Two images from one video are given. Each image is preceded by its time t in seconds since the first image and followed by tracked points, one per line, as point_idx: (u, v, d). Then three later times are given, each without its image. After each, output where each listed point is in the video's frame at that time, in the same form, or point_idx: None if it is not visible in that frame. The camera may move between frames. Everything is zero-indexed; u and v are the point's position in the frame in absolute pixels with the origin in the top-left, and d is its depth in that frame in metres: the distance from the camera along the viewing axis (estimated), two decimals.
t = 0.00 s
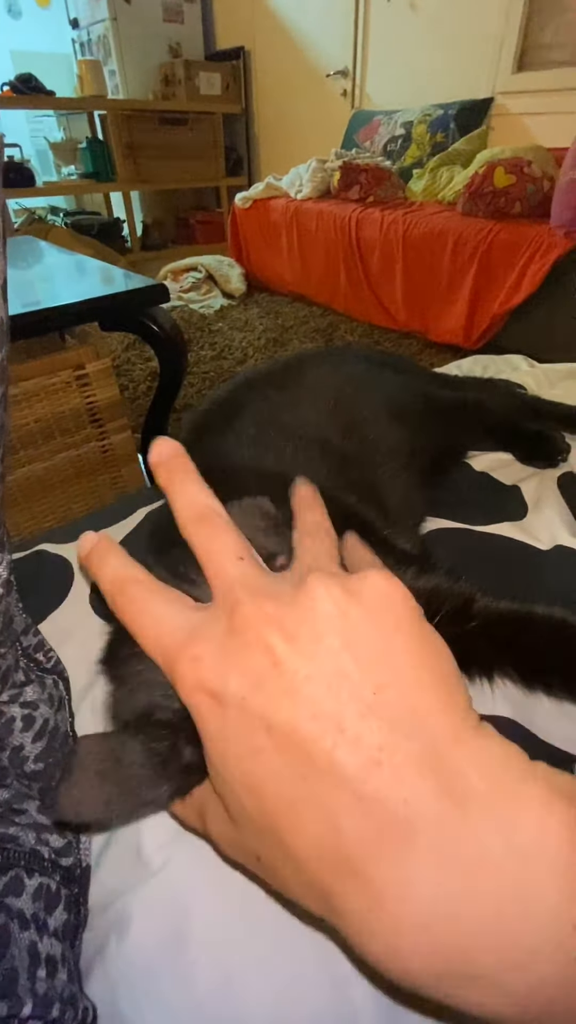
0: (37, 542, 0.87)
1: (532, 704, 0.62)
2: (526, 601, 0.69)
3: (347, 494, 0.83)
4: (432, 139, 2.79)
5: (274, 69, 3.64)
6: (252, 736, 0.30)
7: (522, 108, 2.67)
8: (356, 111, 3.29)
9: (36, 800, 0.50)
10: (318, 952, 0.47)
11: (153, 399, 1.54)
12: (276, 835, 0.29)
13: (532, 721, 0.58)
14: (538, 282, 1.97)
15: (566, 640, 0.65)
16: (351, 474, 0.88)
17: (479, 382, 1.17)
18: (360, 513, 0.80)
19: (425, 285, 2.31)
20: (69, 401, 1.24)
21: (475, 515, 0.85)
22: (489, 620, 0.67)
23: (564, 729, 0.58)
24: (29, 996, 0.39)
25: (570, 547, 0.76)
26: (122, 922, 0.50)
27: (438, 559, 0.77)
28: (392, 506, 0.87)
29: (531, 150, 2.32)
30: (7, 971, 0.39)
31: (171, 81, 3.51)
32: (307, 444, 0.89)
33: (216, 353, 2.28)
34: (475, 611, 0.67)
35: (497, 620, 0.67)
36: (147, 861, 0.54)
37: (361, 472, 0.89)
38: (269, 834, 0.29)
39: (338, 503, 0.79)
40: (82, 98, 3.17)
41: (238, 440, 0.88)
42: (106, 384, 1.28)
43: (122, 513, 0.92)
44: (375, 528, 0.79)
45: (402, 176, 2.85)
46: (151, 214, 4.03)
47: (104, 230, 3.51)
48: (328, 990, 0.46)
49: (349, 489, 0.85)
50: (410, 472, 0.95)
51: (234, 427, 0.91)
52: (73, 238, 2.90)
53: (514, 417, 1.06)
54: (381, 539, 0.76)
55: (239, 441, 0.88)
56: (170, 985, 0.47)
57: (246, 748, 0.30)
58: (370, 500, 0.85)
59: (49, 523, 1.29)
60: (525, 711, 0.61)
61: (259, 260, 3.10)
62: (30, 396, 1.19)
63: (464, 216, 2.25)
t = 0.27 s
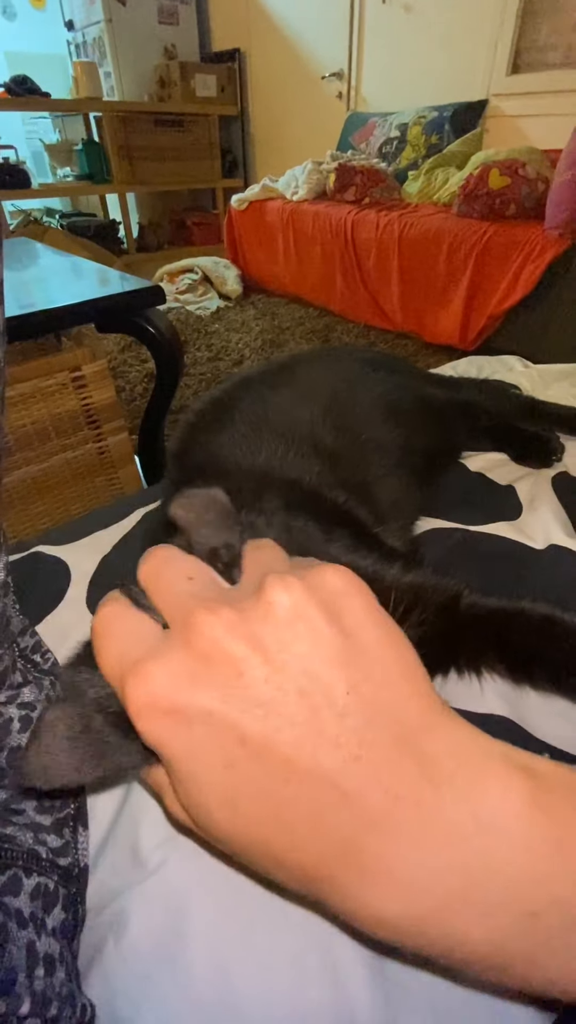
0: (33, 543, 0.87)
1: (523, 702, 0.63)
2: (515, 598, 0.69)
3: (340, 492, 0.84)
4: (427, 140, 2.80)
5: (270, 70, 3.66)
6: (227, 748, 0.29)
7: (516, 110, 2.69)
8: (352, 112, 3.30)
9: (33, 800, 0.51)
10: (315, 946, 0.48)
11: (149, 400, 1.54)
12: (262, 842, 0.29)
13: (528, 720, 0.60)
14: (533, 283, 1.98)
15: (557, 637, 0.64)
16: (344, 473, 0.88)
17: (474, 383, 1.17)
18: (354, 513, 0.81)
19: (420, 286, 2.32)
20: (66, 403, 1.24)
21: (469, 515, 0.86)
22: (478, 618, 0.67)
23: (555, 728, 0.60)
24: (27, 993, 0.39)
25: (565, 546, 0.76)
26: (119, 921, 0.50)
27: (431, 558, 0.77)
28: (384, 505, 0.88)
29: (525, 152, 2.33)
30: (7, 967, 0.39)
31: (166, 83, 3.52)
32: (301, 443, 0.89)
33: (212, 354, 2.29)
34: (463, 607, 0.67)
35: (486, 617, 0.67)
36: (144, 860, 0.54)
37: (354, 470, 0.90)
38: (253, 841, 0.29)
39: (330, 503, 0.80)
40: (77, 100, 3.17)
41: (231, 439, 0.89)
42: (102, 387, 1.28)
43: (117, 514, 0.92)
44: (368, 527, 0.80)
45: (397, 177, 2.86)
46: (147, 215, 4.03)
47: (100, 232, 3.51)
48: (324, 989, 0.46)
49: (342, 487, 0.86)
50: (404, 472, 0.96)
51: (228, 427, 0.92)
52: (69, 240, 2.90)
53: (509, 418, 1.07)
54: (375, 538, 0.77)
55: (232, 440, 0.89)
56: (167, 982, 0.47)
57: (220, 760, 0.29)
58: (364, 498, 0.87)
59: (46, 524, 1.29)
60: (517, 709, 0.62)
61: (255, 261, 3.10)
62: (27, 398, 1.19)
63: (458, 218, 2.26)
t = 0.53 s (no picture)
0: (29, 548, 0.87)
1: (519, 697, 0.62)
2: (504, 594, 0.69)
3: (333, 491, 0.85)
4: (422, 143, 2.81)
5: (265, 74, 3.67)
6: (227, 756, 0.29)
7: (510, 113, 2.71)
8: (347, 115, 3.32)
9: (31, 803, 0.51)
10: (313, 947, 0.48)
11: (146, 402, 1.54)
12: (258, 842, 0.29)
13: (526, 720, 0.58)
14: (528, 285, 1.99)
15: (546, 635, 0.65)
16: (338, 472, 0.89)
17: (469, 384, 1.18)
18: (347, 512, 0.82)
19: (416, 288, 2.33)
20: (62, 406, 1.24)
21: (465, 515, 0.85)
22: (468, 614, 0.67)
23: (557, 728, 0.57)
24: (24, 998, 0.38)
25: (561, 547, 0.76)
26: (117, 924, 0.50)
27: (423, 557, 0.78)
28: (377, 505, 0.88)
29: (519, 155, 2.34)
30: (3, 973, 0.39)
31: (161, 87, 3.52)
32: (295, 443, 0.90)
33: (208, 357, 2.29)
34: (452, 600, 0.68)
35: (474, 613, 0.67)
36: (142, 863, 0.54)
37: (348, 470, 0.90)
38: (247, 844, 0.29)
39: (323, 502, 0.81)
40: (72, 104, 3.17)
41: (223, 440, 0.89)
42: (99, 389, 1.28)
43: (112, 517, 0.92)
44: (360, 527, 0.81)
45: (392, 180, 2.87)
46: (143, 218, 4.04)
47: (96, 234, 3.51)
48: (322, 985, 0.46)
49: (335, 487, 0.86)
50: (398, 472, 0.96)
51: (221, 427, 0.92)
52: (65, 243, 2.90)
53: (504, 419, 1.07)
54: (367, 537, 0.78)
55: (224, 440, 0.89)
56: (165, 986, 0.47)
57: (222, 772, 0.28)
58: (357, 498, 0.87)
59: (42, 527, 1.29)
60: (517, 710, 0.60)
61: (251, 264, 3.11)
62: (22, 401, 1.19)
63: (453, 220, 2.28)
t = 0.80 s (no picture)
0: (22, 551, 0.87)
1: (512, 688, 0.60)
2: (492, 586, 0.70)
3: (325, 491, 0.86)
4: (415, 146, 2.83)
5: (258, 78, 3.68)
6: (249, 720, 0.29)
7: (502, 116, 2.73)
8: (340, 118, 3.33)
9: (25, 806, 0.51)
10: (309, 947, 0.48)
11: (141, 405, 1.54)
12: (276, 807, 0.30)
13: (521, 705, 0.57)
14: (521, 286, 2.00)
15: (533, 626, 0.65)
16: (330, 473, 0.89)
17: (463, 384, 1.18)
18: (339, 514, 0.83)
19: (410, 290, 2.34)
20: (56, 409, 1.24)
21: (460, 514, 0.85)
22: (456, 611, 0.68)
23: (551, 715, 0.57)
24: (19, 1001, 0.39)
25: (555, 546, 0.76)
26: (112, 928, 0.50)
27: (416, 555, 0.78)
28: (370, 503, 0.89)
29: (512, 158, 2.35)
30: None
31: (155, 90, 3.53)
32: (287, 443, 0.90)
33: (204, 359, 2.29)
34: (442, 598, 0.69)
35: (464, 610, 0.68)
36: (137, 865, 0.54)
37: (340, 469, 0.91)
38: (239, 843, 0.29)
39: (314, 504, 0.82)
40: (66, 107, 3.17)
41: (215, 442, 0.90)
42: (93, 392, 1.28)
43: (106, 520, 0.93)
44: (352, 527, 0.82)
45: (386, 183, 2.89)
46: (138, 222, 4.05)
47: (90, 238, 3.51)
48: (317, 981, 0.47)
49: (328, 487, 0.87)
50: (391, 472, 0.97)
51: (214, 429, 0.92)
52: (59, 246, 2.90)
53: (497, 419, 1.08)
54: (359, 537, 0.80)
55: (216, 442, 0.90)
56: (161, 988, 0.47)
57: (246, 735, 0.29)
58: (349, 498, 0.88)
59: (37, 530, 1.29)
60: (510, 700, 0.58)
61: (246, 267, 3.12)
62: (17, 404, 1.19)
63: (446, 222, 2.29)
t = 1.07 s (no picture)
0: (15, 554, 0.87)
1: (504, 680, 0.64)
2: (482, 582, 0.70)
3: (317, 490, 0.86)
4: (408, 148, 2.84)
5: (251, 82, 3.69)
6: (287, 638, 0.30)
7: (494, 118, 2.75)
8: (333, 121, 3.35)
9: (18, 808, 0.51)
10: (302, 949, 0.48)
11: (135, 408, 1.54)
12: (303, 738, 0.30)
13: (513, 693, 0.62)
14: (514, 287, 2.01)
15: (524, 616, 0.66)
16: (323, 472, 0.89)
17: (456, 385, 1.19)
18: (332, 512, 0.83)
19: (403, 291, 2.35)
20: (50, 412, 1.23)
21: (451, 513, 0.86)
22: (451, 607, 0.67)
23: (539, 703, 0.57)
24: (10, 1004, 0.39)
25: (547, 546, 0.77)
26: (104, 931, 0.50)
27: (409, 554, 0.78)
28: (361, 503, 0.89)
29: (504, 159, 2.37)
30: None
31: (149, 94, 3.54)
32: (280, 443, 0.90)
33: (199, 361, 2.29)
34: (434, 596, 0.68)
35: (456, 604, 0.68)
36: (129, 867, 0.54)
37: (333, 469, 0.91)
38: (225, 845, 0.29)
39: (307, 503, 0.81)
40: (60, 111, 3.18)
41: (207, 444, 0.89)
42: (87, 395, 1.28)
43: (99, 522, 0.92)
44: (345, 526, 0.82)
45: (379, 184, 2.90)
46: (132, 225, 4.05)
47: (84, 241, 3.51)
48: (310, 984, 0.47)
49: (320, 488, 0.87)
50: (383, 471, 0.97)
51: (207, 431, 0.92)
52: (53, 249, 2.89)
53: (490, 419, 1.09)
54: (353, 534, 0.79)
55: (208, 444, 0.89)
56: (152, 992, 0.46)
57: (283, 653, 0.30)
58: (341, 497, 0.88)
59: (31, 533, 1.28)
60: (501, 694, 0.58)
61: (240, 269, 3.13)
62: (10, 407, 1.18)
63: (439, 224, 2.30)
